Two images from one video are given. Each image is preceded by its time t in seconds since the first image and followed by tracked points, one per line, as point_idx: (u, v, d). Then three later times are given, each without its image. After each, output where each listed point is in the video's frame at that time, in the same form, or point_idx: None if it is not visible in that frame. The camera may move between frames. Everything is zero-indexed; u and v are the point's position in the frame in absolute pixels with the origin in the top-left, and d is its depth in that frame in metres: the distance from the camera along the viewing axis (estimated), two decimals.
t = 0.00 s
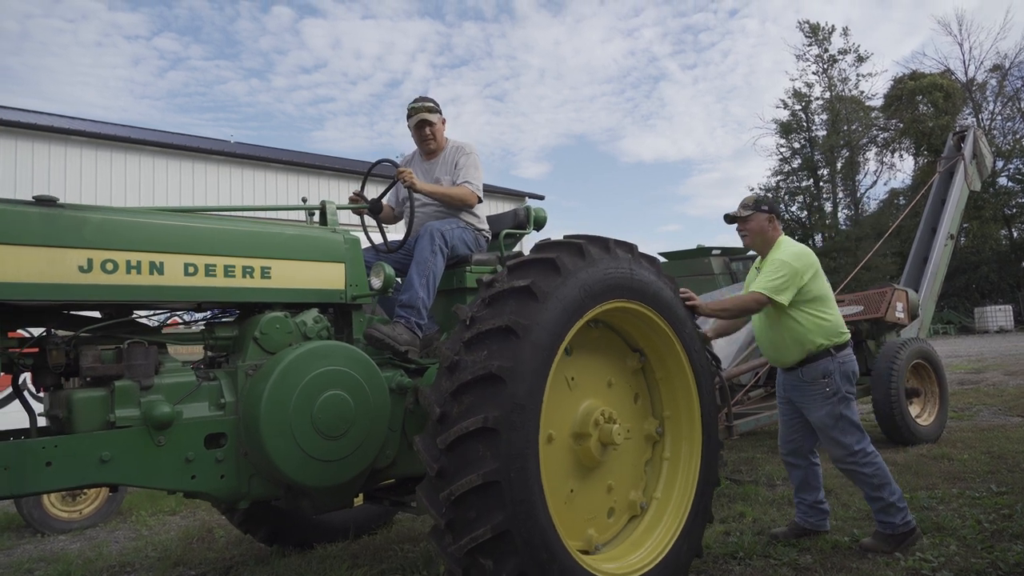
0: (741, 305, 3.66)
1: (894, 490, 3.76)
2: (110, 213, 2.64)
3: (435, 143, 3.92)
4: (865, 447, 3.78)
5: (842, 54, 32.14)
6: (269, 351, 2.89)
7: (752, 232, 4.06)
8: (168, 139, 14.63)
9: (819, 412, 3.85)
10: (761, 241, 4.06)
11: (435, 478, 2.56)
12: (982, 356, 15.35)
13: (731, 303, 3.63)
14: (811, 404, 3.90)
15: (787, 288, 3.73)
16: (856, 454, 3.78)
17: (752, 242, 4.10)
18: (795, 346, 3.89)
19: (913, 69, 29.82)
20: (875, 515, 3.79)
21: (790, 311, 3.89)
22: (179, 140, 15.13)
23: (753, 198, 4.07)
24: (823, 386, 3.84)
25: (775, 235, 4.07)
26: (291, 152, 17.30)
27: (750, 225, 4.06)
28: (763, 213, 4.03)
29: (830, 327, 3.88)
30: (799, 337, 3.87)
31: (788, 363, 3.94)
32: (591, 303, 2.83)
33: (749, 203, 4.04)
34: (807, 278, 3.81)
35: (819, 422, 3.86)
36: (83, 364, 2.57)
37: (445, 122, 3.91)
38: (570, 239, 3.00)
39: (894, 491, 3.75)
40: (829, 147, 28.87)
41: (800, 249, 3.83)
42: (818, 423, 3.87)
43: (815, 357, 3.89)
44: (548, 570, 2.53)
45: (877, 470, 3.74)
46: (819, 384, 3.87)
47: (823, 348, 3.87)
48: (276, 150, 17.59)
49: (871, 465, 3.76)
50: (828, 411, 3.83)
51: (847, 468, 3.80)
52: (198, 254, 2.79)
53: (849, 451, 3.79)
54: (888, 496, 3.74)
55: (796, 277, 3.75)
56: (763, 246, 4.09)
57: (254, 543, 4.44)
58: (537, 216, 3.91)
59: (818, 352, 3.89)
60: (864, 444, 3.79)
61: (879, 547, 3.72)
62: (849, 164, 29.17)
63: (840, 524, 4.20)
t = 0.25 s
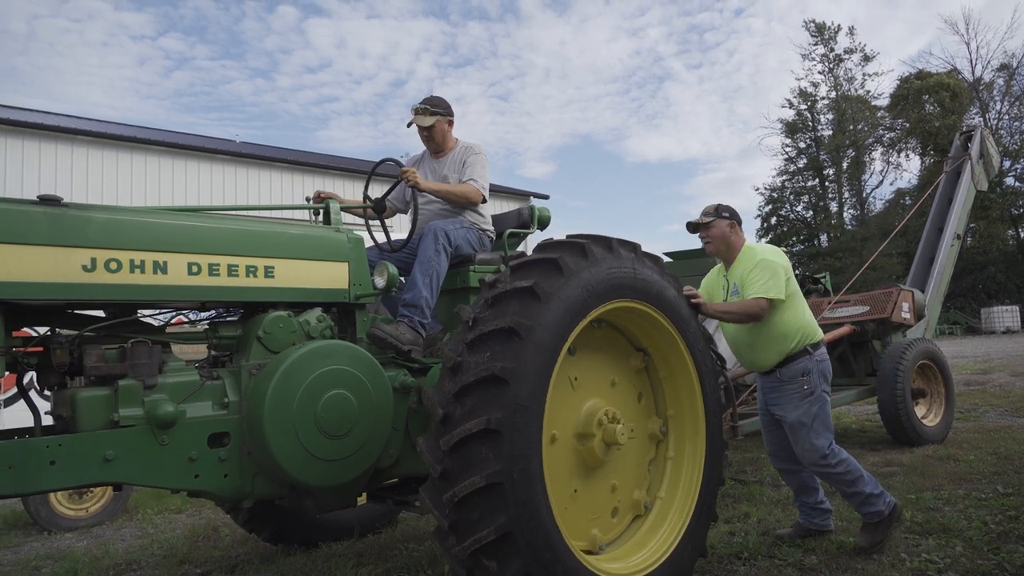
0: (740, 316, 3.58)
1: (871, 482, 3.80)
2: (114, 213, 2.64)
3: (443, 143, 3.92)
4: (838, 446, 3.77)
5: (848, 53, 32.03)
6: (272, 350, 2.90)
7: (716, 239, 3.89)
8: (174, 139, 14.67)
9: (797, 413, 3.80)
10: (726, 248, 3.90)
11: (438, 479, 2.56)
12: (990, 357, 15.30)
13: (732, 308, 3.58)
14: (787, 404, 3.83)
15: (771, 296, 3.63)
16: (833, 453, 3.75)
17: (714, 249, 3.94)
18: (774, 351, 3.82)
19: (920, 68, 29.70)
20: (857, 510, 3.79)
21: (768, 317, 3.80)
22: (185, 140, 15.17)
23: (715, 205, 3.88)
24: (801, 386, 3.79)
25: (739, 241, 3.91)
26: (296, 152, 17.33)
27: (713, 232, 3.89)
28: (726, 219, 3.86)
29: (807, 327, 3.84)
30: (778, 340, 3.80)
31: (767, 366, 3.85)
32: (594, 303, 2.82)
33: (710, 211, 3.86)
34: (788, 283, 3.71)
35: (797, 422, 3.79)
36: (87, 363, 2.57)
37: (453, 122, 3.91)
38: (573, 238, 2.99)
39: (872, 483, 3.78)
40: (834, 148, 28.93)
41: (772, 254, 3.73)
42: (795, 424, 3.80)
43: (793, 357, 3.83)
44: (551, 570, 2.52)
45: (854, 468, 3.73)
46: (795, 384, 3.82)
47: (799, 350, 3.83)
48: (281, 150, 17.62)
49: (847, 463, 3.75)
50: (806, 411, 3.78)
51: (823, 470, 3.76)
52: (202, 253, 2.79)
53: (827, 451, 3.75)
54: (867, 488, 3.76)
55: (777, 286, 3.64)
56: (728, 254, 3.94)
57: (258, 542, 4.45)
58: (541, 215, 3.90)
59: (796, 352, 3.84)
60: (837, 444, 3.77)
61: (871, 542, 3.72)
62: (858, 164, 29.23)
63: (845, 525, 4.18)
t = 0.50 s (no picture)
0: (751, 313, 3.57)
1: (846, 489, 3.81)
2: (125, 212, 2.66)
3: (447, 143, 3.92)
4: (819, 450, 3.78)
5: (855, 51, 31.91)
6: (281, 349, 2.91)
7: (693, 249, 3.87)
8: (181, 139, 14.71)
9: (785, 414, 3.78)
10: (703, 256, 3.89)
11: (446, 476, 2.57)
12: (997, 356, 15.27)
13: (738, 310, 3.56)
14: (776, 406, 3.82)
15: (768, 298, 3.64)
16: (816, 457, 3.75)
17: (691, 259, 3.93)
18: (762, 355, 3.81)
19: (927, 66, 29.60)
20: (831, 515, 3.78)
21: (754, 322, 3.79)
22: (192, 140, 15.22)
23: (686, 216, 3.86)
24: (790, 387, 3.80)
25: (714, 248, 3.90)
26: (302, 151, 17.36)
27: (689, 242, 3.87)
28: (699, 228, 3.85)
29: (791, 329, 3.84)
30: (766, 344, 3.80)
31: (756, 371, 3.83)
32: (602, 302, 2.83)
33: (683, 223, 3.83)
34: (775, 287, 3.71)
35: (787, 423, 3.77)
36: (98, 361, 2.59)
37: (457, 121, 3.92)
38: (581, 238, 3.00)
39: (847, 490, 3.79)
40: (841, 146, 28.58)
41: (753, 261, 3.72)
42: (783, 425, 3.78)
43: (783, 359, 3.83)
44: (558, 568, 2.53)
45: (833, 471, 3.73)
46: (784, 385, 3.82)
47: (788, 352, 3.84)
48: (287, 149, 17.66)
49: (827, 467, 3.75)
50: (795, 412, 3.78)
51: (805, 473, 3.73)
52: (212, 253, 2.81)
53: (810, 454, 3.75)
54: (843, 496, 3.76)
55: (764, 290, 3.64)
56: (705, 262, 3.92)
57: (265, 540, 4.47)
58: (548, 215, 3.90)
59: (784, 355, 3.84)
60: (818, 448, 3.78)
61: (848, 549, 3.70)
62: (864, 163, 29.07)
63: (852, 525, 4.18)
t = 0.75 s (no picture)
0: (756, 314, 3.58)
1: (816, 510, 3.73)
2: (131, 213, 2.67)
3: (451, 144, 3.92)
4: (799, 462, 3.72)
5: (861, 51, 31.83)
6: (287, 350, 2.92)
7: (692, 254, 3.85)
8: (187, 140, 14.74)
9: (774, 417, 3.77)
10: (702, 260, 3.87)
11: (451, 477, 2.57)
12: (1004, 357, 15.22)
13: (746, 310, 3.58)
14: (769, 408, 3.80)
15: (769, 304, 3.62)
16: (793, 467, 3.70)
17: (691, 264, 3.91)
18: (761, 358, 3.81)
19: (933, 67, 29.51)
20: (794, 528, 3.73)
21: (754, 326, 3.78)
22: (197, 141, 15.25)
23: (685, 221, 3.85)
24: (783, 391, 3.78)
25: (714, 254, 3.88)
26: (307, 153, 17.40)
27: (689, 247, 3.85)
28: (697, 234, 3.83)
29: (790, 333, 3.83)
30: (765, 348, 3.80)
31: (755, 374, 3.83)
32: (607, 303, 2.83)
33: (680, 228, 3.83)
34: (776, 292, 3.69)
35: (776, 425, 3.74)
36: (105, 362, 2.60)
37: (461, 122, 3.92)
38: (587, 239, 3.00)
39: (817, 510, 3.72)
40: (847, 147, 28.64)
41: (753, 265, 3.69)
42: (770, 427, 3.76)
43: (781, 363, 3.81)
44: (563, 569, 2.53)
45: (805, 485, 3.68)
46: (780, 389, 3.81)
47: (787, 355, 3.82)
48: (293, 151, 17.71)
49: (801, 481, 3.70)
50: (783, 417, 3.75)
51: (779, 478, 3.70)
52: (218, 254, 2.81)
53: (789, 462, 3.71)
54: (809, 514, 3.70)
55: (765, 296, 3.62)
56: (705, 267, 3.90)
57: (271, 541, 4.47)
58: (553, 216, 3.91)
59: (783, 359, 3.82)
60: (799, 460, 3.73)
61: (804, 565, 3.62)
62: (869, 164, 28.78)
63: (858, 526, 4.17)
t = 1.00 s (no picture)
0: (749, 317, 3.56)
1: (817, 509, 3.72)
2: (127, 212, 2.65)
3: (447, 141, 3.90)
4: (801, 461, 3.72)
5: (862, 52, 31.81)
6: (284, 350, 2.91)
7: (703, 249, 3.85)
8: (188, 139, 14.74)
9: (776, 415, 3.76)
10: (712, 256, 3.88)
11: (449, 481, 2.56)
12: (1004, 357, 15.21)
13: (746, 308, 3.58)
14: (771, 406, 3.80)
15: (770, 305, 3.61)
16: (794, 465, 3.69)
17: (700, 258, 3.92)
18: (762, 358, 3.80)
19: (935, 67, 29.48)
20: (794, 528, 3.71)
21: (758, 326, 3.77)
22: (198, 140, 15.25)
23: (699, 214, 3.85)
24: (785, 390, 3.77)
25: (723, 251, 3.89)
26: (308, 152, 17.39)
27: (700, 242, 3.85)
28: (710, 229, 3.84)
29: (795, 335, 3.82)
30: (767, 349, 3.78)
31: (757, 374, 3.83)
32: (604, 303, 2.81)
33: (694, 220, 3.83)
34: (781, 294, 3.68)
35: (779, 423, 3.73)
36: (100, 362, 2.59)
37: (458, 119, 3.91)
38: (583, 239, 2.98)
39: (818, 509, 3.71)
40: (848, 148, 28.67)
41: (764, 265, 3.68)
42: (771, 425, 3.76)
43: (783, 363, 3.80)
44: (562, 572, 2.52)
45: (805, 484, 3.66)
46: (782, 388, 3.80)
47: (790, 356, 3.81)
48: (293, 150, 17.70)
49: (802, 480, 3.69)
50: (785, 415, 3.74)
51: (779, 477, 3.69)
52: (214, 253, 2.80)
53: (789, 460, 3.70)
54: (810, 513, 3.68)
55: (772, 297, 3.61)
56: (713, 263, 3.91)
57: (271, 540, 4.47)
58: (552, 215, 3.89)
59: (786, 359, 3.81)
60: (800, 458, 3.72)
61: (804, 564, 3.61)
62: (870, 163, 28.92)
63: (858, 526, 4.15)
